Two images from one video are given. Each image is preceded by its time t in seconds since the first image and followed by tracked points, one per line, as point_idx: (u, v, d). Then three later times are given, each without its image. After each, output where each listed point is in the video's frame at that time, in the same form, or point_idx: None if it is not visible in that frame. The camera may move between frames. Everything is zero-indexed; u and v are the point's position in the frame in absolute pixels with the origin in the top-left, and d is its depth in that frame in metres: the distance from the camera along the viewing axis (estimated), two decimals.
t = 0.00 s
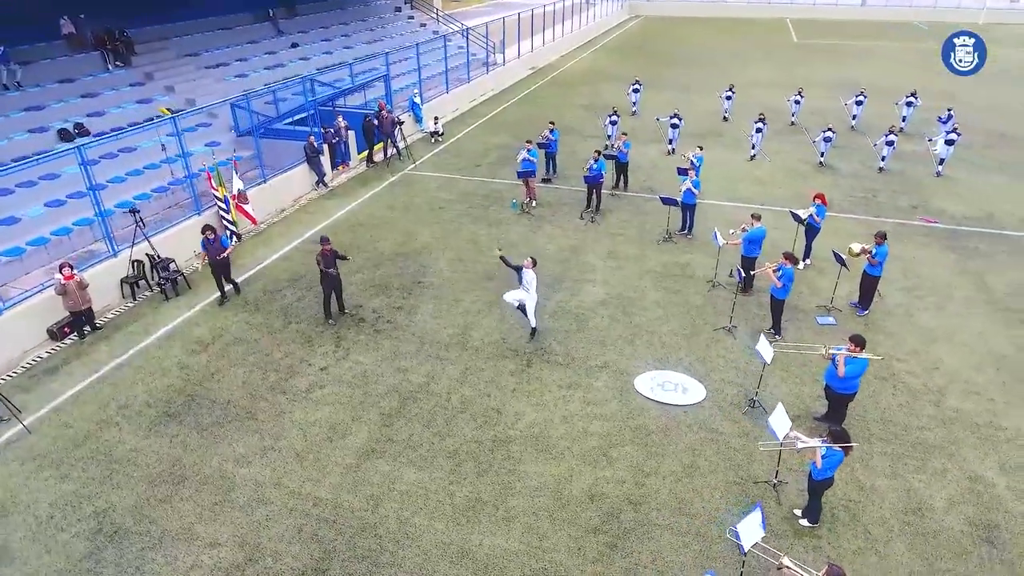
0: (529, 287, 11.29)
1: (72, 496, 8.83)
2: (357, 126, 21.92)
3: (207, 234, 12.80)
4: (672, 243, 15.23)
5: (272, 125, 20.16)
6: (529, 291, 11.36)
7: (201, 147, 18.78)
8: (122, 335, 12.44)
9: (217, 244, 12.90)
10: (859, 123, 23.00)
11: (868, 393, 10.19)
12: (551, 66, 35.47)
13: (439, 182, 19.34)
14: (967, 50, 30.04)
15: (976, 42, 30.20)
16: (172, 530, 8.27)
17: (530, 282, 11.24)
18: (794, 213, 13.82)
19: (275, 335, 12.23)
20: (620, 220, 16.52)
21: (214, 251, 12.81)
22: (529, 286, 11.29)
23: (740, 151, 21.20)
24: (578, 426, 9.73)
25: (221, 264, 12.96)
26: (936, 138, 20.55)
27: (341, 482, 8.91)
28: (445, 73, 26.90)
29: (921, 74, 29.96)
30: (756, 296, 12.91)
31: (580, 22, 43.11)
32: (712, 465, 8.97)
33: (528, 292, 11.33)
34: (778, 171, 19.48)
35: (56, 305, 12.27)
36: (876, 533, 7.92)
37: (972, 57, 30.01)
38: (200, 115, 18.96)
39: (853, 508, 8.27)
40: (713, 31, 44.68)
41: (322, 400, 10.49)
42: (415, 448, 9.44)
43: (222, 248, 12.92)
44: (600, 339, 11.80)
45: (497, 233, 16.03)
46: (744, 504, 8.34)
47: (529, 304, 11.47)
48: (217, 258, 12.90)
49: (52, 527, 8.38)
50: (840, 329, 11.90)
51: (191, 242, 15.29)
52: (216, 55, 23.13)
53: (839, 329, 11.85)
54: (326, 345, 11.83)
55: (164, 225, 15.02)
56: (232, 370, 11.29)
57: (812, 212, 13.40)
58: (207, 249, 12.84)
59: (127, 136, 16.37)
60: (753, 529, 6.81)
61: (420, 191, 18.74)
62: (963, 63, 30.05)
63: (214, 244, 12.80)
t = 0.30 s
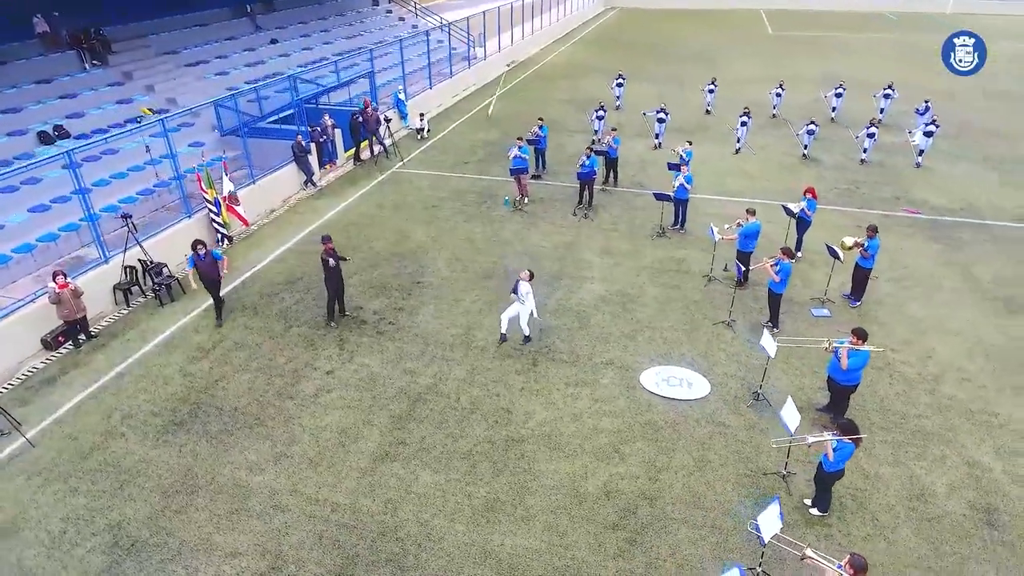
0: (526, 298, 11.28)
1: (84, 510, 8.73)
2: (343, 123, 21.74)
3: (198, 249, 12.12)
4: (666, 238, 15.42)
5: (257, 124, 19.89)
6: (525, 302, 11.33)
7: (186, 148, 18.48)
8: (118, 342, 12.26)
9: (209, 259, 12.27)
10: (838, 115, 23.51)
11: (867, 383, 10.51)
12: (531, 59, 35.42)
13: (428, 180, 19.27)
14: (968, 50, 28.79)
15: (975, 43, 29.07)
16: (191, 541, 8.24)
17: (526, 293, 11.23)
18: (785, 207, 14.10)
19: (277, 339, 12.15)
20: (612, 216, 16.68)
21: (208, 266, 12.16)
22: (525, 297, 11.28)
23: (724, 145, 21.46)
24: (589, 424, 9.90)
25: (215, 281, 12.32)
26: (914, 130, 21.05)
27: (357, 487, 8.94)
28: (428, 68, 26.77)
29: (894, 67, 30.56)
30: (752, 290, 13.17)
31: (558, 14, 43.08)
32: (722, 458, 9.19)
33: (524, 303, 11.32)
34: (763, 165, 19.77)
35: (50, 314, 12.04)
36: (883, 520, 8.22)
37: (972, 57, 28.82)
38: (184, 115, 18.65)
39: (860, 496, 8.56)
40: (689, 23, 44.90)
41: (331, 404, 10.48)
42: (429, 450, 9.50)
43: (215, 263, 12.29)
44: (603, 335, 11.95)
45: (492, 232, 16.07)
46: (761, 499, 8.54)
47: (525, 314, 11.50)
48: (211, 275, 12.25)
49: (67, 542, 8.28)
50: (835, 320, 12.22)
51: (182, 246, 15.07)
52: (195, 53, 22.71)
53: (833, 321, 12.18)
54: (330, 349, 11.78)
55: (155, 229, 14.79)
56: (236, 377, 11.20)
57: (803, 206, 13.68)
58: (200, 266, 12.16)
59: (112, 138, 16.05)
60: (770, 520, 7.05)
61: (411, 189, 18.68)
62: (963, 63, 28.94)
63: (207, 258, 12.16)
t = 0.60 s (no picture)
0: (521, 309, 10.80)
1: (97, 525, 8.61)
2: (328, 122, 21.53)
3: (192, 264, 11.67)
4: (660, 234, 15.61)
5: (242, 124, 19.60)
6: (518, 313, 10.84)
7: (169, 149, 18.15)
8: (116, 351, 12.06)
9: (203, 273, 11.88)
10: (818, 107, 23.94)
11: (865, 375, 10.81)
12: (511, 52, 35.31)
13: (419, 179, 19.19)
14: (967, 50, 28.98)
15: (975, 41, 29.40)
16: (210, 552, 8.19)
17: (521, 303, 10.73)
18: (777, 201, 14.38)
19: (279, 344, 12.06)
20: (605, 212, 16.83)
21: (202, 282, 11.78)
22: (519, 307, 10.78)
23: (710, 138, 21.72)
24: (599, 422, 10.04)
25: (209, 296, 11.96)
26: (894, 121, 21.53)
27: (374, 493, 8.97)
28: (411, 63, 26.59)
29: (870, 58, 31.11)
30: (747, 284, 13.43)
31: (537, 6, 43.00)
32: (731, 452, 9.41)
33: (518, 313, 10.84)
34: (749, 158, 20.07)
35: (44, 323, 11.78)
36: (889, 507, 8.51)
37: (972, 56, 28.80)
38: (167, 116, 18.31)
39: (865, 485, 8.84)
40: (666, 14, 45.13)
41: (341, 409, 10.46)
42: (443, 453, 9.57)
43: (210, 279, 11.92)
44: (605, 332, 12.11)
45: (487, 230, 16.10)
46: (778, 492, 8.75)
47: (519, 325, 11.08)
48: (205, 290, 11.89)
49: (82, 558, 8.17)
50: (830, 312, 12.54)
51: (174, 250, 14.84)
52: (173, 50, 22.27)
53: (828, 313, 12.50)
54: (334, 353, 11.75)
55: (145, 235, 14.53)
56: (241, 384, 11.11)
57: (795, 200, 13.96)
58: (194, 281, 11.76)
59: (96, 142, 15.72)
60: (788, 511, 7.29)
61: (402, 188, 18.60)
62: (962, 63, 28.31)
63: (202, 274, 11.77)
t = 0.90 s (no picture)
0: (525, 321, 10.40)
1: (109, 541, 8.49)
2: (312, 121, 21.28)
3: (184, 287, 10.93)
4: (652, 230, 15.77)
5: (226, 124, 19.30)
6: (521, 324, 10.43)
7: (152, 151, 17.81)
8: (112, 361, 11.85)
9: (198, 297, 11.11)
10: (798, 100, 24.34)
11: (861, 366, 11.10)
12: (490, 47, 35.15)
13: (408, 178, 19.09)
14: (968, 49, 29.11)
15: (975, 41, 29.76)
16: (228, 564, 8.14)
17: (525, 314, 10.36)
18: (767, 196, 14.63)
19: (280, 350, 11.97)
20: (597, 208, 16.95)
21: (196, 307, 11.01)
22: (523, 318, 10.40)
23: (695, 132, 21.95)
24: (607, 420, 10.19)
25: (204, 321, 11.19)
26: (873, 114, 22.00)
27: (389, 499, 9.00)
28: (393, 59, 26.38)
29: (845, 51, 31.67)
30: (741, 278, 13.67)
31: None
32: (738, 446, 9.62)
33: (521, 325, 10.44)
34: (735, 152, 20.35)
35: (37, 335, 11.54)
36: (893, 496, 8.78)
37: (972, 56, 28.87)
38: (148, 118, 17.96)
39: (869, 475, 9.12)
40: (642, 7, 45.30)
41: (349, 415, 10.44)
42: (455, 456, 9.63)
43: (204, 303, 11.14)
44: (607, 330, 12.25)
45: (481, 228, 16.10)
46: (787, 485, 8.97)
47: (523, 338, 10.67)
48: (200, 315, 11.11)
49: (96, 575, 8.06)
50: (823, 305, 12.82)
51: (164, 256, 14.59)
52: (150, 49, 21.83)
53: (821, 306, 12.80)
54: (337, 358, 11.70)
55: (134, 241, 14.28)
56: (244, 392, 11.01)
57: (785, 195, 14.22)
58: (187, 306, 10.98)
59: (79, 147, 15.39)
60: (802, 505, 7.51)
61: (391, 187, 18.49)
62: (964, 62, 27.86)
63: (195, 298, 10.99)
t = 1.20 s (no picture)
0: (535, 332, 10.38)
1: (120, 560, 8.37)
2: (294, 121, 21.00)
3: (175, 313, 10.24)
4: (643, 226, 15.92)
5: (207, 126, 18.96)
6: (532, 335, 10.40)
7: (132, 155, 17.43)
8: (106, 373, 11.63)
9: (190, 321, 10.48)
10: (776, 93, 24.74)
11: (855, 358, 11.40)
12: (467, 41, 34.95)
13: (395, 177, 18.96)
14: (968, 49, 28.01)
15: (976, 42, 28.39)
16: None
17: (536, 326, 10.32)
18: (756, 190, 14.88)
19: (279, 358, 11.87)
20: (587, 205, 17.06)
21: (189, 332, 10.41)
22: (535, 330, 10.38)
23: (678, 127, 22.18)
24: (612, 419, 10.33)
25: (197, 345, 10.63)
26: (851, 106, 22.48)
27: (403, 505, 9.02)
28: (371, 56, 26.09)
29: (824, 45, 32.04)
30: (733, 273, 13.90)
31: None
32: (744, 441, 9.82)
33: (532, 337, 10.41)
34: (718, 146, 20.62)
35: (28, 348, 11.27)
36: (894, 485, 9.07)
37: (970, 58, 27.72)
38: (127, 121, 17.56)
39: (868, 465, 9.40)
40: (616, 0, 45.47)
41: (355, 422, 10.42)
42: (465, 460, 9.67)
43: (196, 327, 10.53)
44: (605, 327, 12.38)
45: (473, 227, 16.10)
46: (793, 477, 9.20)
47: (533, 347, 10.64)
48: (193, 340, 10.53)
49: None
50: (814, 298, 13.11)
51: (152, 263, 14.30)
52: (123, 49, 21.29)
53: (813, 298, 13.09)
54: (338, 364, 11.65)
55: (121, 248, 13.99)
56: (246, 402, 10.90)
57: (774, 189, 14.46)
58: (179, 331, 10.37)
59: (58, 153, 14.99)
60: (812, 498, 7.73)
61: (379, 187, 18.35)
62: (963, 62, 27.71)
63: (188, 324, 10.37)
